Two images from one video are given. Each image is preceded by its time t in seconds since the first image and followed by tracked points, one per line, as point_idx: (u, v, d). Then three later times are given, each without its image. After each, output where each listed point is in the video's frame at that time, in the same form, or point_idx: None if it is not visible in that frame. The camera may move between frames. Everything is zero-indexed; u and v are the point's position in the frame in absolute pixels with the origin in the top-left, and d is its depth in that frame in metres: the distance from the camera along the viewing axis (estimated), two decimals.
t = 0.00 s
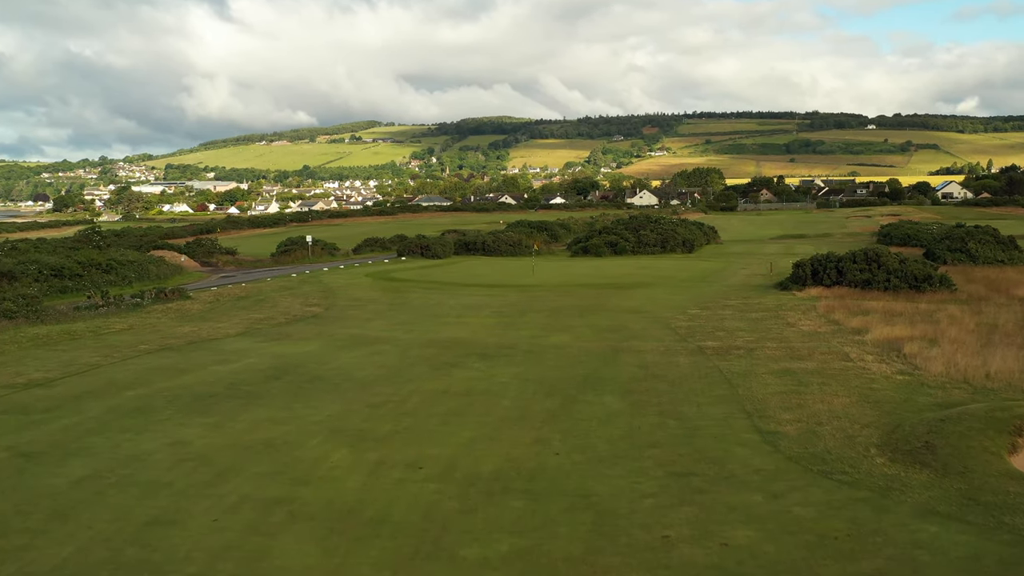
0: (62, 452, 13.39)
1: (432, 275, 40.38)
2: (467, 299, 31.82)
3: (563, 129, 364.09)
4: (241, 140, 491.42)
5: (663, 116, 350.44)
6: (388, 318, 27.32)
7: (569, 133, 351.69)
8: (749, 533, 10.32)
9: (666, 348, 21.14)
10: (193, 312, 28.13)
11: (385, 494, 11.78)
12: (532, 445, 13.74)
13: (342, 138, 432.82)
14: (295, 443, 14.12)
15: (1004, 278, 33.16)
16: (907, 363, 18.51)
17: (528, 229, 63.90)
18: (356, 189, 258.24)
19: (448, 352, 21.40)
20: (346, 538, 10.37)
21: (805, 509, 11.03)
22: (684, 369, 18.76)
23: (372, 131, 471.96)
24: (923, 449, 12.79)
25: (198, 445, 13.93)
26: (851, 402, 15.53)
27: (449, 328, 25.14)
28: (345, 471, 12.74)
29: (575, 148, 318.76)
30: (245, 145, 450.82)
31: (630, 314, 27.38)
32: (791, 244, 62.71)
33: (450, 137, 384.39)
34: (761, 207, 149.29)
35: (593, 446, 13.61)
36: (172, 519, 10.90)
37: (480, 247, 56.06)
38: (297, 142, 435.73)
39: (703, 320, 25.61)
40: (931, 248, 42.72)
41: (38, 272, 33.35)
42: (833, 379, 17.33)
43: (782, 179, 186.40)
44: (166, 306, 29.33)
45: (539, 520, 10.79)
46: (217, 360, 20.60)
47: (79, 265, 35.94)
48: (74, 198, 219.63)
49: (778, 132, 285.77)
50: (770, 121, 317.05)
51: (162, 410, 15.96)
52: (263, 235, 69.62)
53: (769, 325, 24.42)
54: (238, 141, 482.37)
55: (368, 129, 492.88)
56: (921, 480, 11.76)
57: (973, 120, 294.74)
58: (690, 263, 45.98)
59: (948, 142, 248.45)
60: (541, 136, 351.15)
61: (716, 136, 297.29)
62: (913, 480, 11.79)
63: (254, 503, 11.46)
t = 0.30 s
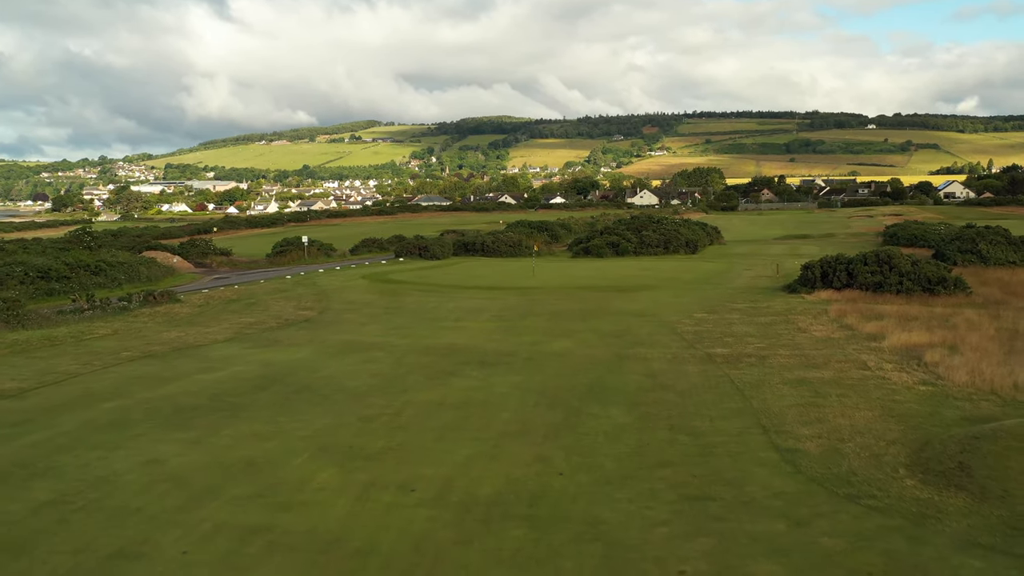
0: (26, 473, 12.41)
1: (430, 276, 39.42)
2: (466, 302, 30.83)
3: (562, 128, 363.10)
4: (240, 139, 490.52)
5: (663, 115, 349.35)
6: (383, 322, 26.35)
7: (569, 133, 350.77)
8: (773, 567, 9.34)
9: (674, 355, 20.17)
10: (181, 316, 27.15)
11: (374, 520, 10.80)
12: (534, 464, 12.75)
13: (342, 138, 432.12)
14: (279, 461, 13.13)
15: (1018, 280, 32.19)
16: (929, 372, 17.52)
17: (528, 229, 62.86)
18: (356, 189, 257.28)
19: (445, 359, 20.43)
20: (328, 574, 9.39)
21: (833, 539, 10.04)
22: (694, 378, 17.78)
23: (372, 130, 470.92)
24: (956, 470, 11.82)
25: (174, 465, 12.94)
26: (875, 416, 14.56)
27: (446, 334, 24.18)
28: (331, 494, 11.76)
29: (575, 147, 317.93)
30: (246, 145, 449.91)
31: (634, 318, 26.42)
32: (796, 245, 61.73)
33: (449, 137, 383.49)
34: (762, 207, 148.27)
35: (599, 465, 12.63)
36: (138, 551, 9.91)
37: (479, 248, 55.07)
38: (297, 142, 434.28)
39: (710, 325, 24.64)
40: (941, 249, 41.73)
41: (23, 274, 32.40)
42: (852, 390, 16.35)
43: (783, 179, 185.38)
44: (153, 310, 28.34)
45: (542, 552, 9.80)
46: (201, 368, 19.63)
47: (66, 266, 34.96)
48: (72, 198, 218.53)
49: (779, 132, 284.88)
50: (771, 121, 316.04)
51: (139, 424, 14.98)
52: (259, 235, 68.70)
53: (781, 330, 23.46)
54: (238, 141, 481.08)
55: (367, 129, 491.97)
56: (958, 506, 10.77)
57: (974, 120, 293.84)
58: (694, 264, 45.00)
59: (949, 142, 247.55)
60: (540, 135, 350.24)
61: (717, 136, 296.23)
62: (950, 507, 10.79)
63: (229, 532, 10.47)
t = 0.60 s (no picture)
0: None
1: (428, 277, 38.59)
2: (464, 305, 29.99)
3: (562, 127, 362.42)
4: (240, 138, 490.27)
5: (663, 114, 348.36)
6: (378, 327, 25.49)
7: (568, 132, 350.06)
8: None
9: (681, 362, 19.30)
10: (170, 320, 26.27)
11: (360, 547, 9.94)
12: (534, 484, 11.88)
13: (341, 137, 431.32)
14: (262, 479, 12.29)
15: None
16: (951, 380, 16.65)
17: (528, 229, 61.97)
18: (355, 189, 256.25)
19: (442, 366, 19.55)
20: None
21: (862, 569, 9.18)
22: (703, 386, 16.92)
23: (371, 130, 470.11)
24: (991, 491, 10.95)
25: (149, 484, 12.07)
26: (897, 429, 13.68)
27: (444, 338, 23.31)
28: (315, 517, 10.89)
29: (575, 147, 317.21)
30: (245, 144, 448.40)
31: (638, 321, 25.54)
32: (800, 245, 60.86)
33: (449, 136, 382.71)
34: (763, 206, 147.39)
35: (605, 485, 11.76)
36: None
37: (478, 248, 54.20)
38: (296, 142, 433.06)
39: (717, 329, 23.76)
40: (949, 250, 40.89)
41: (9, 275, 31.55)
42: (871, 400, 15.48)
43: (784, 178, 184.53)
44: (141, 313, 27.47)
45: None
46: (186, 376, 18.76)
47: (54, 267, 34.10)
48: (70, 197, 217.54)
49: (779, 131, 284.23)
50: (771, 121, 315.12)
51: (116, 438, 14.13)
52: (256, 235, 67.85)
53: (790, 335, 22.60)
54: (238, 140, 480.75)
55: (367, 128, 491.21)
56: (997, 534, 9.88)
57: (975, 120, 293.13)
58: (697, 265, 44.13)
59: (950, 141, 246.80)
60: (540, 134, 349.50)
61: (717, 135, 295.32)
62: (987, 533, 9.92)
63: (203, 561, 9.60)
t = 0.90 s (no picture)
0: None
1: (426, 279, 37.61)
2: (463, 308, 28.98)
3: (562, 127, 361.40)
4: (240, 138, 489.18)
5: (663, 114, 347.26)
6: (373, 331, 24.47)
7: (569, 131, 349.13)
8: None
9: (689, 370, 18.28)
10: (156, 324, 25.28)
11: None
12: (536, 508, 10.88)
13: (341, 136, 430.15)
14: (240, 503, 11.28)
15: None
16: (979, 392, 15.64)
17: (528, 230, 60.90)
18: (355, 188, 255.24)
19: (437, 374, 18.51)
20: None
21: None
22: (715, 397, 15.91)
23: (371, 129, 469.05)
24: None
25: (116, 508, 11.07)
26: (927, 447, 12.68)
27: (440, 344, 22.30)
28: (296, 547, 9.89)
29: (575, 146, 316.29)
30: (245, 144, 447.26)
31: (643, 326, 24.50)
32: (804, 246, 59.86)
33: (449, 135, 381.67)
34: (764, 206, 146.38)
35: (613, 511, 10.75)
36: None
37: (477, 248, 53.15)
38: (296, 142, 431.82)
39: (726, 335, 22.73)
40: (960, 251, 39.90)
41: None
42: (896, 413, 14.46)
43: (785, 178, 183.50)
44: (127, 316, 26.47)
45: None
46: (168, 385, 17.73)
47: (40, 269, 33.10)
48: (69, 197, 216.47)
49: (779, 130, 283.21)
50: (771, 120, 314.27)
51: (85, 454, 13.12)
52: (252, 235, 66.82)
53: (803, 341, 21.58)
54: (237, 139, 479.48)
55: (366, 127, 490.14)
56: None
57: (976, 120, 292.27)
58: (701, 266, 43.10)
59: (951, 140, 245.86)
60: (540, 134, 348.59)
61: (717, 134, 294.33)
62: None
63: None
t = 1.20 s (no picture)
0: None
1: (424, 281, 36.75)
2: (461, 311, 28.11)
3: (562, 126, 360.68)
4: (239, 137, 488.35)
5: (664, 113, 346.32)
6: (368, 336, 23.59)
7: (569, 131, 348.42)
8: None
9: (699, 378, 17.41)
10: (144, 328, 24.39)
11: None
12: (538, 535, 9.99)
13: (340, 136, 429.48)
14: (216, 528, 10.39)
15: None
16: (1006, 403, 14.76)
17: (529, 230, 60.01)
18: (355, 188, 254.44)
19: (433, 383, 17.64)
20: None
21: None
22: (727, 409, 15.03)
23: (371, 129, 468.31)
24: None
25: (81, 535, 10.19)
26: (958, 465, 11.80)
27: (438, 350, 21.42)
28: None
29: (575, 146, 315.57)
30: (245, 144, 446.45)
31: (648, 331, 23.62)
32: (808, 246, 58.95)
33: (448, 135, 380.93)
34: (765, 206, 145.62)
35: (622, 537, 9.87)
36: None
37: (476, 249, 52.29)
38: (298, 142, 431.93)
39: (734, 340, 21.87)
40: (970, 252, 39.03)
41: None
42: (920, 427, 13.58)
43: (786, 177, 182.62)
44: (114, 320, 25.58)
45: None
46: (150, 394, 16.86)
47: (28, 270, 32.21)
48: (68, 197, 215.65)
49: (780, 130, 282.51)
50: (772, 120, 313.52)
51: (54, 473, 12.24)
52: (249, 235, 65.95)
53: (815, 347, 20.72)
54: (236, 139, 478.94)
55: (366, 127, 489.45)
56: None
57: (977, 120, 291.56)
58: (705, 267, 42.20)
59: (952, 139, 245.06)
60: (540, 134, 347.83)
61: (718, 134, 293.50)
62: None
63: None
